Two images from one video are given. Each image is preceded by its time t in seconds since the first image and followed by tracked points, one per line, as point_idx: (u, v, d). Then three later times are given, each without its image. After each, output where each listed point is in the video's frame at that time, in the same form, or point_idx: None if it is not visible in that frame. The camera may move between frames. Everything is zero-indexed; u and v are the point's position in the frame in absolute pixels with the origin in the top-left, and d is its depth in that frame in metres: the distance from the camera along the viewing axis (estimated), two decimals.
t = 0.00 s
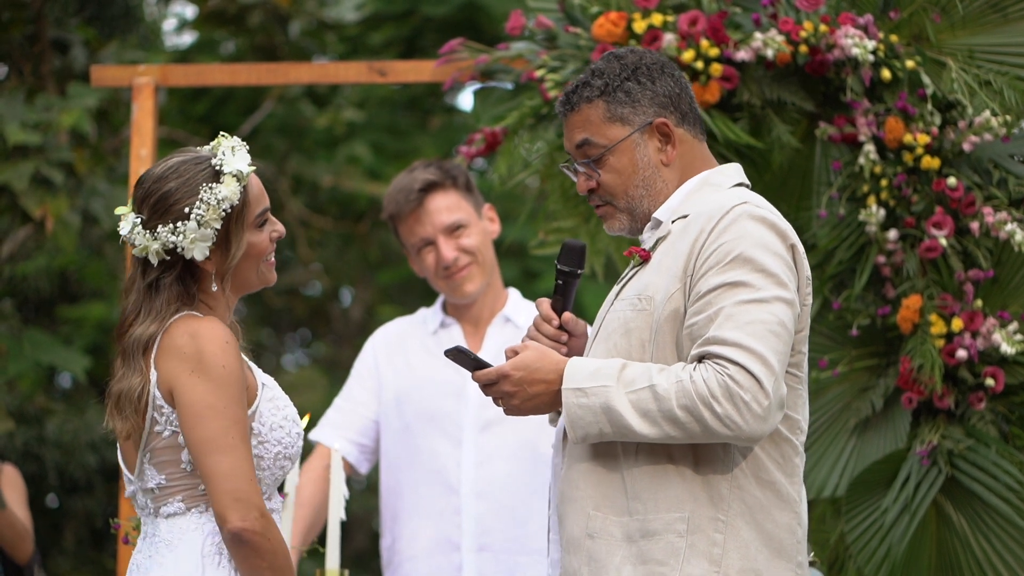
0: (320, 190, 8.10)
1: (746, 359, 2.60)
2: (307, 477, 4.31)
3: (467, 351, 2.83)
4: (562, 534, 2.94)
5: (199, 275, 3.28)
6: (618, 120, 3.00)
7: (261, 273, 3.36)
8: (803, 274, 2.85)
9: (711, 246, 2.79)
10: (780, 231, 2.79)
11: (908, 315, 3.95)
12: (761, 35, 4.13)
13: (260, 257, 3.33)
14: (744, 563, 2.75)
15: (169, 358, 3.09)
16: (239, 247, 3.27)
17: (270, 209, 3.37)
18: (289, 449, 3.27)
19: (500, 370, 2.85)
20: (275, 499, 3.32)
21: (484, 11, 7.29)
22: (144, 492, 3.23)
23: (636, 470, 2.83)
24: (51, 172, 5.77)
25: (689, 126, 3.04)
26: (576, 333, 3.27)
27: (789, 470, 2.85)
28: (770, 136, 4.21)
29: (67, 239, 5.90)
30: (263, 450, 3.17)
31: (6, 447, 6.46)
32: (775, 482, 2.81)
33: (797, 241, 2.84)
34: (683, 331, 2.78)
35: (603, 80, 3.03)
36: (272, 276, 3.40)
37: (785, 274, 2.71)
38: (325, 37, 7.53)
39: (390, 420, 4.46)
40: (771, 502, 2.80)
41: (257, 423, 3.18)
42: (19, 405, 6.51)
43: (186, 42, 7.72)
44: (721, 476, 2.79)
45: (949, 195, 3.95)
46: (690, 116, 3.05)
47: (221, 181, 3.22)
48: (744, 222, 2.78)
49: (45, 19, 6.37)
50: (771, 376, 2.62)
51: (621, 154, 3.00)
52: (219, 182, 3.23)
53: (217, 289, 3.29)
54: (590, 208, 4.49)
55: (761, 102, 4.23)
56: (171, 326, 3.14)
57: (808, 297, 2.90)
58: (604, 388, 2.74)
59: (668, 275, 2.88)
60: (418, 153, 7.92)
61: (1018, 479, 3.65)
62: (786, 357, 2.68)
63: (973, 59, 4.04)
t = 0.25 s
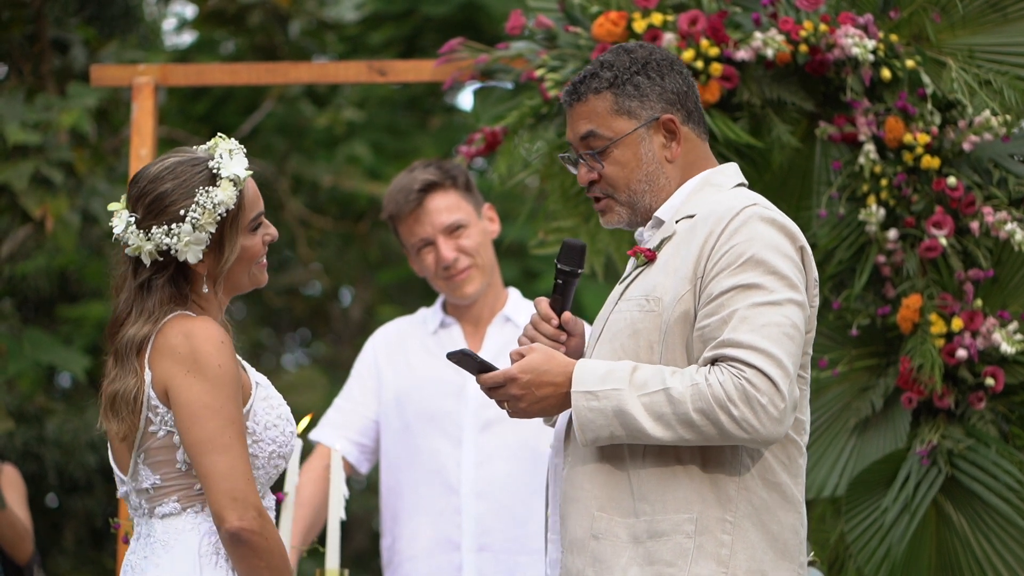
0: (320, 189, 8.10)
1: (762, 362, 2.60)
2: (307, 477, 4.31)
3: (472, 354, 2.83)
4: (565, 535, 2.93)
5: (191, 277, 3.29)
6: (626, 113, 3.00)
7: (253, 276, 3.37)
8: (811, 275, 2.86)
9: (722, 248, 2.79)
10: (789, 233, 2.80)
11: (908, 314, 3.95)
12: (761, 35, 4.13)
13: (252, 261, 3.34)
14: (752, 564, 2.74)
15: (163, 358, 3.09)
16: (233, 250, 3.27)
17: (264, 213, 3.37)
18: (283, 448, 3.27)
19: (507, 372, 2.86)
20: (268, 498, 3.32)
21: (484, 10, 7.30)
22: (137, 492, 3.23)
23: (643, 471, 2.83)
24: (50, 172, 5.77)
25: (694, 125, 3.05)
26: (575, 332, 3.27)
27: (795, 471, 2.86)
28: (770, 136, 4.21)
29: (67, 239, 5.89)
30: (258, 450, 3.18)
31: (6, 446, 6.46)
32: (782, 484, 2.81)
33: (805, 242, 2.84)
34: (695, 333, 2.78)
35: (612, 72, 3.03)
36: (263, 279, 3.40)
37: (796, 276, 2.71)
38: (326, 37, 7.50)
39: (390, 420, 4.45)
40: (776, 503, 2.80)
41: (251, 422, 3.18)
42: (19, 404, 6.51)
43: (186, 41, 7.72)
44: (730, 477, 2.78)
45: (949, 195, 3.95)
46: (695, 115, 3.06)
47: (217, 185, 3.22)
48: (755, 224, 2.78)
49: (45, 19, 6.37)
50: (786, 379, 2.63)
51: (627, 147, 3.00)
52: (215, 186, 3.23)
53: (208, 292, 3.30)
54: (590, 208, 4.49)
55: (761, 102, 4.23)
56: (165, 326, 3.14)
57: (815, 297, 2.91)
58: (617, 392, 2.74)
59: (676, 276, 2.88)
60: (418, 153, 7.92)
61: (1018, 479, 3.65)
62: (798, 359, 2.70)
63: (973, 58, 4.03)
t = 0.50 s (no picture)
0: (320, 189, 8.10)
1: (755, 361, 2.60)
2: (305, 477, 4.33)
3: (467, 350, 2.83)
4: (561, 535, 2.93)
5: (178, 275, 3.29)
6: (618, 118, 2.99)
7: (244, 273, 3.35)
8: (806, 275, 2.85)
9: (716, 246, 2.79)
10: (784, 232, 2.80)
11: (907, 314, 3.95)
12: (761, 35, 4.13)
13: (241, 257, 3.32)
14: (747, 564, 2.74)
15: (136, 357, 3.09)
16: (217, 246, 3.25)
17: (253, 209, 3.35)
18: (267, 445, 3.26)
19: (500, 369, 2.85)
20: (257, 496, 3.32)
21: (484, 10, 7.30)
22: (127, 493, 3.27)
23: (638, 472, 2.83)
24: (50, 171, 5.77)
25: (688, 125, 3.05)
26: (574, 332, 3.28)
27: (790, 470, 2.85)
28: (770, 136, 4.21)
29: (67, 239, 5.89)
30: (237, 447, 3.17)
31: (6, 446, 6.47)
32: (777, 484, 2.81)
33: (800, 241, 2.84)
34: (688, 331, 2.78)
35: (603, 78, 3.02)
36: (256, 276, 3.38)
37: (789, 276, 2.71)
38: (325, 37, 7.51)
39: (390, 420, 4.45)
40: (772, 503, 2.80)
41: (230, 419, 3.18)
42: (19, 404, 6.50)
43: (186, 41, 7.72)
44: (724, 477, 2.78)
45: (949, 195, 3.95)
46: (689, 114, 3.05)
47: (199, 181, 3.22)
48: (749, 223, 2.78)
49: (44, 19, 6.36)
50: (779, 378, 2.63)
51: (621, 152, 3.00)
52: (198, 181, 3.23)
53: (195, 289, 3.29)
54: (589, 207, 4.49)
55: (761, 101, 4.23)
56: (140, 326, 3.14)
57: (810, 297, 2.90)
58: (610, 389, 2.74)
59: (671, 275, 2.88)
60: (418, 153, 7.90)
61: (1018, 478, 3.65)
62: (792, 358, 2.69)
63: (973, 58, 4.04)
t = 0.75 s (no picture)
0: (320, 189, 8.09)
1: (733, 360, 2.60)
2: (305, 477, 4.33)
3: (459, 351, 2.90)
4: (556, 535, 2.93)
5: (167, 274, 3.30)
6: (612, 115, 2.99)
7: (238, 270, 3.33)
8: (795, 273, 2.84)
9: (700, 244, 2.79)
10: (770, 229, 2.78)
11: (907, 314, 3.95)
12: (761, 35, 4.13)
13: (231, 254, 3.30)
14: (737, 564, 2.74)
15: (113, 358, 3.10)
16: (203, 243, 3.24)
17: (242, 204, 3.33)
18: (251, 443, 3.24)
19: (491, 370, 2.86)
20: (247, 494, 3.31)
21: (485, 11, 7.30)
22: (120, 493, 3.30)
23: (628, 472, 2.83)
24: (50, 171, 5.77)
25: (684, 123, 3.04)
26: (572, 331, 3.31)
27: (783, 469, 2.83)
28: (770, 136, 4.21)
29: (67, 239, 5.88)
30: (217, 446, 3.16)
31: (6, 446, 6.47)
32: (768, 482, 2.80)
33: (788, 238, 2.83)
34: (673, 331, 2.78)
35: (598, 75, 3.02)
36: (251, 273, 3.37)
37: (773, 274, 2.70)
38: (325, 37, 7.50)
39: (390, 420, 4.45)
40: (763, 501, 2.79)
41: (210, 418, 3.18)
42: (19, 405, 6.49)
43: (185, 41, 7.72)
44: (712, 476, 2.78)
45: (949, 195, 3.95)
46: (685, 112, 3.04)
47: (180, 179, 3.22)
48: (733, 221, 2.78)
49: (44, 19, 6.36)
50: (759, 376, 2.62)
51: (615, 149, 3.00)
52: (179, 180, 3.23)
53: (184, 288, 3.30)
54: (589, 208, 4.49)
55: (761, 101, 4.23)
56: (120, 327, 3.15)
57: (801, 295, 2.89)
58: (593, 389, 2.74)
59: (658, 274, 2.89)
60: (418, 153, 7.88)
61: (1018, 478, 3.64)
62: (775, 356, 2.68)
63: (973, 58, 4.04)
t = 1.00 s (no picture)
0: (321, 188, 8.09)
1: (731, 360, 2.60)
2: (308, 477, 4.34)
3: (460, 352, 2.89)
4: (558, 535, 2.94)
5: (166, 274, 3.31)
6: (610, 118, 2.99)
7: (237, 269, 3.33)
8: (795, 273, 2.83)
9: (699, 245, 2.79)
10: (769, 229, 2.78)
11: (909, 314, 3.95)
12: (763, 34, 4.13)
13: (229, 254, 3.29)
14: (737, 564, 2.74)
15: (108, 358, 3.11)
16: (200, 242, 3.24)
17: (240, 202, 3.33)
18: (248, 441, 3.24)
19: (491, 371, 2.86)
20: (246, 493, 3.31)
21: (486, 10, 7.31)
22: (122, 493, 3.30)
23: (628, 473, 2.83)
24: (52, 171, 5.78)
25: (683, 121, 3.04)
26: (575, 334, 3.28)
27: (785, 469, 2.82)
28: (772, 135, 4.21)
29: (69, 238, 5.88)
30: (213, 444, 3.17)
31: (8, 446, 6.47)
32: (769, 482, 2.79)
33: (788, 238, 2.82)
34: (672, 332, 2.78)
35: (594, 78, 3.03)
36: (250, 272, 3.36)
37: (771, 273, 2.70)
38: (326, 36, 7.53)
39: (391, 420, 4.46)
40: (764, 501, 2.78)
41: (206, 416, 3.18)
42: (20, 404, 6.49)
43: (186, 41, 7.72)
44: (712, 477, 2.78)
45: (952, 194, 3.95)
46: (684, 111, 3.04)
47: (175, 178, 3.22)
48: (732, 220, 2.78)
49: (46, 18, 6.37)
50: (758, 376, 2.62)
51: (615, 151, 3.00)
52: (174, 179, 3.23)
53: (183, 288, 3.30)
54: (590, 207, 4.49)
55: (763, 101, 4.23)
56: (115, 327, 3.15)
57: (800, 295, 2.88)
58: (593, 390, 2.74)
59: (658, 275, 2.89)
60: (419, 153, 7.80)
61: (1020, 478, 3.64)
62: (775, 356, 2.68)
63: (976, 57, 4.03)
